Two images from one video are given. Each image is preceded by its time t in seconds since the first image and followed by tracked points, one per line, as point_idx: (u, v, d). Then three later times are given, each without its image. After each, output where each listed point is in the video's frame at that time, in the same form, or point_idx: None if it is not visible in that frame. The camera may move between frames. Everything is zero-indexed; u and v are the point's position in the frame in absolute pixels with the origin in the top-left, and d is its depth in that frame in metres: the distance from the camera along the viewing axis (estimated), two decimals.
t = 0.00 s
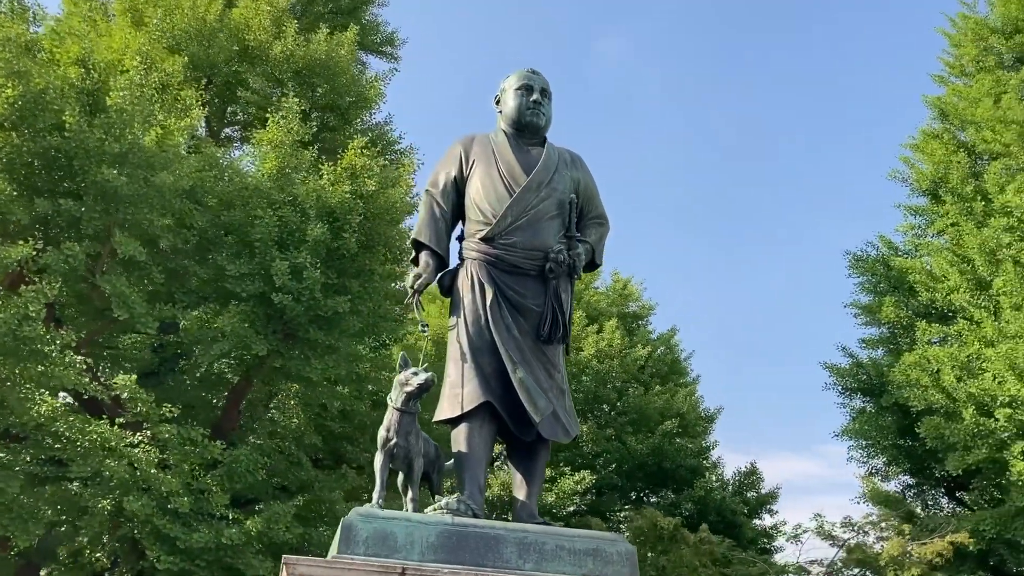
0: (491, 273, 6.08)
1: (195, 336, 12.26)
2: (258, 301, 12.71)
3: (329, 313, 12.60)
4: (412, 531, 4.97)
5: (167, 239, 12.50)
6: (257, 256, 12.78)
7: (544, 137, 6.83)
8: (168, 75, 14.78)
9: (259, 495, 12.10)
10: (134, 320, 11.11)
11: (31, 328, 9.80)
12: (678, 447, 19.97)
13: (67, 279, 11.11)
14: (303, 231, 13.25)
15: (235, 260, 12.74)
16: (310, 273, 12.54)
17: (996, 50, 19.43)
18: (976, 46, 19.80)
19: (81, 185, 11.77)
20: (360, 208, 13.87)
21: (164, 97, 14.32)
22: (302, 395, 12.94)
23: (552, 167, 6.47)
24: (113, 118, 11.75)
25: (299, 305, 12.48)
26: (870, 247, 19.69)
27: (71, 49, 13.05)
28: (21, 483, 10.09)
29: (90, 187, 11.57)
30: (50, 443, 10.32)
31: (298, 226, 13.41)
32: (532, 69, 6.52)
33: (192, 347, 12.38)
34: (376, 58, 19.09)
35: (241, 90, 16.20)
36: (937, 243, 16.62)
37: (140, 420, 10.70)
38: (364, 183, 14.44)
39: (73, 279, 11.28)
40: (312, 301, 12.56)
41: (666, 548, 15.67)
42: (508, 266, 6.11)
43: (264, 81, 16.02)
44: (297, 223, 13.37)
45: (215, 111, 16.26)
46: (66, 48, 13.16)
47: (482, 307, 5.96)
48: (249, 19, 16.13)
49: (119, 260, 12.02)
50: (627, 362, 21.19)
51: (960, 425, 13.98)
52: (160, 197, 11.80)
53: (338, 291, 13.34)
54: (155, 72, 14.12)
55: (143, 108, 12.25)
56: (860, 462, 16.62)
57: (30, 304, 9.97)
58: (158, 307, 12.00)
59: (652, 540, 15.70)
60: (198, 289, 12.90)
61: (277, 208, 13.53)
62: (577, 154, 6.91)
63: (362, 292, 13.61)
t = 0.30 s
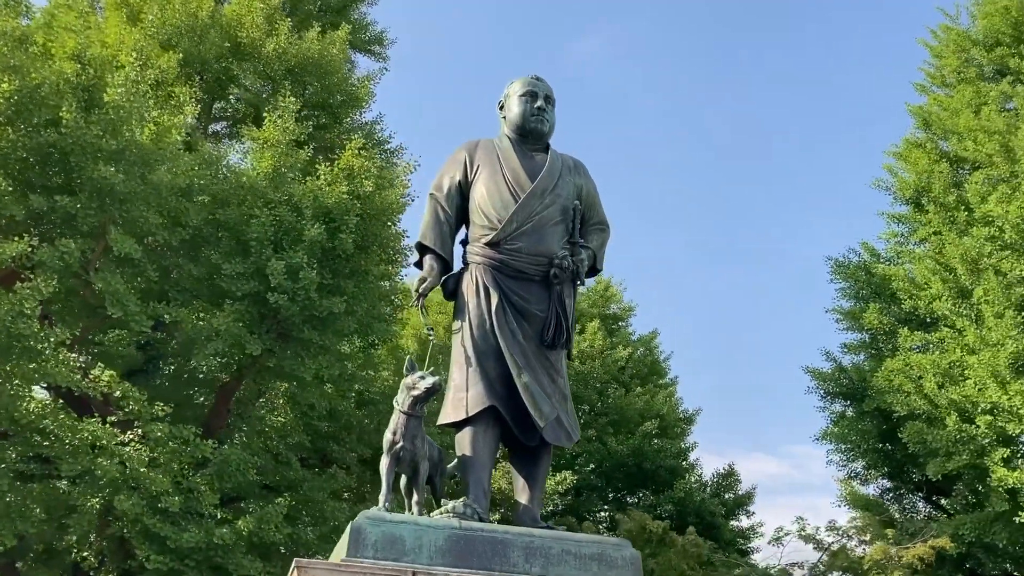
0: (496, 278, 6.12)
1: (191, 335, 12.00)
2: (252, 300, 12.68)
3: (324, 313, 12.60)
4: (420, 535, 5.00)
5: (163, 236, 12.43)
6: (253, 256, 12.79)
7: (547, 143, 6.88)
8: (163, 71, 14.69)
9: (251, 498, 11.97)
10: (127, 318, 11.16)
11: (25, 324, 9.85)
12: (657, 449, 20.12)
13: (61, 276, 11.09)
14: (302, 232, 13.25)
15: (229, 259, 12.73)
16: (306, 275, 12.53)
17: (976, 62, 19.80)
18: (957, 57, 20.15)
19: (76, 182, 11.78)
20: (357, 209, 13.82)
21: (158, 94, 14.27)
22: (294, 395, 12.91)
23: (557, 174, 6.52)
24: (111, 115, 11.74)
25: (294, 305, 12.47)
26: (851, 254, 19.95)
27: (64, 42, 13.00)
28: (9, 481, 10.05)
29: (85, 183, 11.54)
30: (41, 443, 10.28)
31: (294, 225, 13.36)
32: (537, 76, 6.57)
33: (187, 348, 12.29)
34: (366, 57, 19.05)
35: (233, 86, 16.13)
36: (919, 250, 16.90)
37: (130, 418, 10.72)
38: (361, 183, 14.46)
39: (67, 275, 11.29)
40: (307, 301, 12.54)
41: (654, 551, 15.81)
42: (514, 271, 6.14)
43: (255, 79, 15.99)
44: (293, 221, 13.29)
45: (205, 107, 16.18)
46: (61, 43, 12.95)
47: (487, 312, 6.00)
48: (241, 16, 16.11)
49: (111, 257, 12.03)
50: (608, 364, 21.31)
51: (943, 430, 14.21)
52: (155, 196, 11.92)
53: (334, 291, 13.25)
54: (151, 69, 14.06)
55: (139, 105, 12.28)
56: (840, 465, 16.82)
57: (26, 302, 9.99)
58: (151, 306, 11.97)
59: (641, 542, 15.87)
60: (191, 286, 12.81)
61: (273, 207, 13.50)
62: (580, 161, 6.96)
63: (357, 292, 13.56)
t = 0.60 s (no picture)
0: (498, 282, 6.16)
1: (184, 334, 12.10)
2: (245, 298, 12.69)
3: (319, 313, 12.65)
4: (425, 538, 5.05)
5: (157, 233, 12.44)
6: (247, 255, 12.85)
7: (548, 148, 6.93)
8: (158, 67, 14.65)
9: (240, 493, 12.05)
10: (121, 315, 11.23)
11: (21, 321, 9.94)
12: (638, 449, 20.28)
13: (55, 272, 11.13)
14: (297, 231, 13.31)
15: (223, 258, 12.77)
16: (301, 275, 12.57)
17: (958, 72, 20.14)
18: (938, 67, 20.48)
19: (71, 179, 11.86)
20: (352, 209, 13.87)
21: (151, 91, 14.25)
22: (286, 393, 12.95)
23: (558, 180, 6.57)
24: (108, 111, 11.78)
25: (288, 304, 12.50)
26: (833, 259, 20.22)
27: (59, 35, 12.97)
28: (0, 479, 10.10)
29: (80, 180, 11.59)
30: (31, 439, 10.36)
31: (289, 224, 13.38)
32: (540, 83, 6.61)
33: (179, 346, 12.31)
34: (355, 55, 19.00)
35: (224, 82, 16.05)
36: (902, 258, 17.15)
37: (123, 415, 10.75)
38: (358, 184, 14.59)
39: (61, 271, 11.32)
40: (302, 301, 12.59)
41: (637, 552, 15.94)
42: (516, 276, 6.19)
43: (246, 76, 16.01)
44: (288, 220, 13.35)
45: (194, 103, 16.15)
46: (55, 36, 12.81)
47: (490, 316, 6.05)
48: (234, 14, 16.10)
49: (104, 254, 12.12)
50: (591, 364, 21.45)
51: (925, 436, 14.48)
52: (150, 193, 12.04)
53: (327, 291, 13.29)
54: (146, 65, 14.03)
55: (135, 103, 12.37)
56: (819, 468, 17.04)
57: (22, 298, 10.07)
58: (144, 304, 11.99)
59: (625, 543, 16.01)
60: (184, 284, 12.86)
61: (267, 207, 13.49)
62: (580, 167, 7.01)
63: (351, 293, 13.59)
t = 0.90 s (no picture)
0: (501, 284, 6.21)
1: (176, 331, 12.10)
2: (239, 297, 12.80)
3: (313, 312, 12.76)
4: (431, 538, 5.09)
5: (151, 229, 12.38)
6: (241, 254, 12.94)
7: (548, 152, 6.97)
8: (150, 63, 14.61)
9: (227, 491, 12.04)
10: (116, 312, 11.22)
11: (17, 317, 9.96)
12: (620, 450, 20.41)
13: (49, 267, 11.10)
14: (293, 230, 13.42)
15: (218, 257, 12.83)
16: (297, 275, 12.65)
17: (939, 80, 20.43)
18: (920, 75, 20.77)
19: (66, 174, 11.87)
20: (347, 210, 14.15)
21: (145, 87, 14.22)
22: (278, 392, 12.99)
23: (560, 184, 6.62)
24: (104, 108, 11.76)
25: (283, 304, 12.58)
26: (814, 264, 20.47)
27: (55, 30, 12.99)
28: None
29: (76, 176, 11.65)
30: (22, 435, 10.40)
31: (284, 223, 13.43)
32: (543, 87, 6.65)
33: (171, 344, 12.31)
34: (343, 52, 18.98)
35: (213, 77, 16.33)
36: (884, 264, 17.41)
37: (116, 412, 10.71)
38: (353, 183, 14.92)
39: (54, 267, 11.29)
40: (297, 301, 12.69)
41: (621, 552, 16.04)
42: (518, 278, 6.24)
43: (235, 73, 16.01)
44: (284, 220, 13.44)
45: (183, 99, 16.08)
46: (51, 30, 12.98)
47: (492, 319, 6.09)
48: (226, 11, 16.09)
49: (99, 250, 12.00)
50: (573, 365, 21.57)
51: (908, 441, 14.70)
52: (148, 190, 11.96)
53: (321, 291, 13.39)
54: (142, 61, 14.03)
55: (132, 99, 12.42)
56: (799, 471, 17.23)
57: (18, 294, 10.04)
58: (136, 301, 11.96)
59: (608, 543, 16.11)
60: (178, 281, 12.91)
61: (260, 203, 13.60)
62: (579, 171, 7.07)
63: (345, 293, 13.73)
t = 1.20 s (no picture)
0: (503, 287, 6.24)
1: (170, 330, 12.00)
2: (234, 295, 12.90)
3: (308, 312, 12.97)
4: (437, 539, 5.12)
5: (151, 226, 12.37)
6: (236, 252, 13.01)
7: (549, 155, 7.01)
8: (145, 58, 14.48)
9: (214, 488, 12.01)
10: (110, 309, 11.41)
11: (14, 314, 10.07)
12: (601, 451, 20.53)
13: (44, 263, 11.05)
14: (288, 229, 13.60)
15: (213, 254, 12.89)
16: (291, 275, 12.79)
17: (922, 87, 20.74)
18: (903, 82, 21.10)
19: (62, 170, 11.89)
20: (343, 210, 14.36)
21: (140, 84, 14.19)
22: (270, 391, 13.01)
23: (562, 188, 6.66)
24: (101, 104, 11.74)
25: (277, 303, 12.72)
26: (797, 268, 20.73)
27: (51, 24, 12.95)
28: None
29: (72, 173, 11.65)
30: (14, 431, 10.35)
31: (279, 223, 13.58)
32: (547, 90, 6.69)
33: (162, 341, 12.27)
34: (330, 51, 18.95)
35: (204, 74, 16.29)
36: (867, 269, 17.68)
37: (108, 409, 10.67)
38: (348, 183, 15.01)
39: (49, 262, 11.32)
40: (291, 300, 12.84)
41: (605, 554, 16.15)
42: (521, 281, 6.28)
43: (226, 69, 16.01)
44: (279, 219, 13.58)
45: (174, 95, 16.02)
46: (45, 24, 12.87)
47: (495, 321, 6.12)
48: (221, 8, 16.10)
49: (94, 247, 12.10)
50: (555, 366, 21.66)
51: (891, 446, 14.89)
52: (144, 186, 11.92)
53: (316, 290, 13.61)
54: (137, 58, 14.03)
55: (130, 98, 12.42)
56: (779, 473, 17.43)
57: (15, 291, 10.10)
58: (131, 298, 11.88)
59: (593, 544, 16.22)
60: (172, 280, 12.89)
61: (255, 201, 13.68)
62: (579, 174, 7.11)
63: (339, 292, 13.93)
